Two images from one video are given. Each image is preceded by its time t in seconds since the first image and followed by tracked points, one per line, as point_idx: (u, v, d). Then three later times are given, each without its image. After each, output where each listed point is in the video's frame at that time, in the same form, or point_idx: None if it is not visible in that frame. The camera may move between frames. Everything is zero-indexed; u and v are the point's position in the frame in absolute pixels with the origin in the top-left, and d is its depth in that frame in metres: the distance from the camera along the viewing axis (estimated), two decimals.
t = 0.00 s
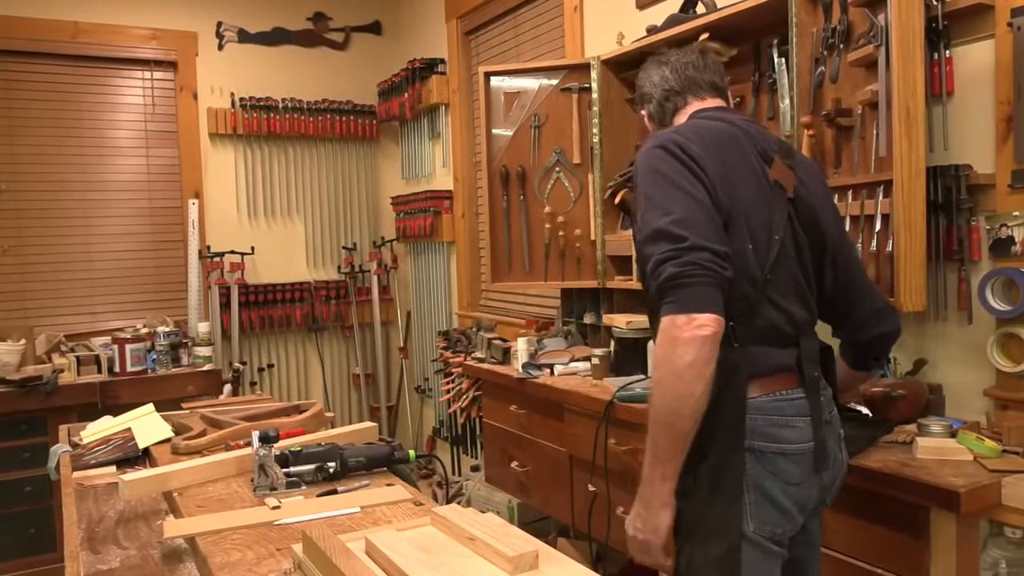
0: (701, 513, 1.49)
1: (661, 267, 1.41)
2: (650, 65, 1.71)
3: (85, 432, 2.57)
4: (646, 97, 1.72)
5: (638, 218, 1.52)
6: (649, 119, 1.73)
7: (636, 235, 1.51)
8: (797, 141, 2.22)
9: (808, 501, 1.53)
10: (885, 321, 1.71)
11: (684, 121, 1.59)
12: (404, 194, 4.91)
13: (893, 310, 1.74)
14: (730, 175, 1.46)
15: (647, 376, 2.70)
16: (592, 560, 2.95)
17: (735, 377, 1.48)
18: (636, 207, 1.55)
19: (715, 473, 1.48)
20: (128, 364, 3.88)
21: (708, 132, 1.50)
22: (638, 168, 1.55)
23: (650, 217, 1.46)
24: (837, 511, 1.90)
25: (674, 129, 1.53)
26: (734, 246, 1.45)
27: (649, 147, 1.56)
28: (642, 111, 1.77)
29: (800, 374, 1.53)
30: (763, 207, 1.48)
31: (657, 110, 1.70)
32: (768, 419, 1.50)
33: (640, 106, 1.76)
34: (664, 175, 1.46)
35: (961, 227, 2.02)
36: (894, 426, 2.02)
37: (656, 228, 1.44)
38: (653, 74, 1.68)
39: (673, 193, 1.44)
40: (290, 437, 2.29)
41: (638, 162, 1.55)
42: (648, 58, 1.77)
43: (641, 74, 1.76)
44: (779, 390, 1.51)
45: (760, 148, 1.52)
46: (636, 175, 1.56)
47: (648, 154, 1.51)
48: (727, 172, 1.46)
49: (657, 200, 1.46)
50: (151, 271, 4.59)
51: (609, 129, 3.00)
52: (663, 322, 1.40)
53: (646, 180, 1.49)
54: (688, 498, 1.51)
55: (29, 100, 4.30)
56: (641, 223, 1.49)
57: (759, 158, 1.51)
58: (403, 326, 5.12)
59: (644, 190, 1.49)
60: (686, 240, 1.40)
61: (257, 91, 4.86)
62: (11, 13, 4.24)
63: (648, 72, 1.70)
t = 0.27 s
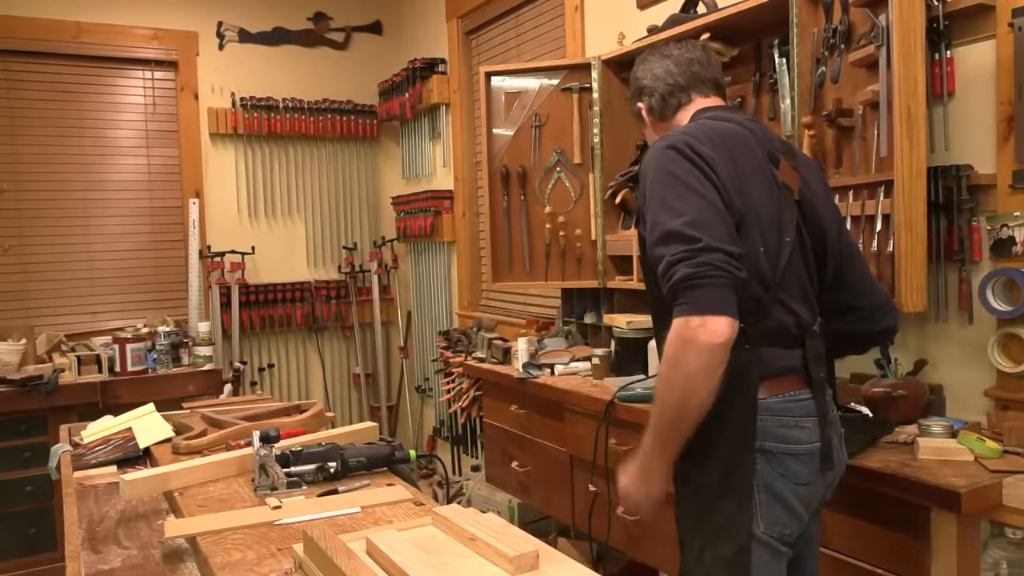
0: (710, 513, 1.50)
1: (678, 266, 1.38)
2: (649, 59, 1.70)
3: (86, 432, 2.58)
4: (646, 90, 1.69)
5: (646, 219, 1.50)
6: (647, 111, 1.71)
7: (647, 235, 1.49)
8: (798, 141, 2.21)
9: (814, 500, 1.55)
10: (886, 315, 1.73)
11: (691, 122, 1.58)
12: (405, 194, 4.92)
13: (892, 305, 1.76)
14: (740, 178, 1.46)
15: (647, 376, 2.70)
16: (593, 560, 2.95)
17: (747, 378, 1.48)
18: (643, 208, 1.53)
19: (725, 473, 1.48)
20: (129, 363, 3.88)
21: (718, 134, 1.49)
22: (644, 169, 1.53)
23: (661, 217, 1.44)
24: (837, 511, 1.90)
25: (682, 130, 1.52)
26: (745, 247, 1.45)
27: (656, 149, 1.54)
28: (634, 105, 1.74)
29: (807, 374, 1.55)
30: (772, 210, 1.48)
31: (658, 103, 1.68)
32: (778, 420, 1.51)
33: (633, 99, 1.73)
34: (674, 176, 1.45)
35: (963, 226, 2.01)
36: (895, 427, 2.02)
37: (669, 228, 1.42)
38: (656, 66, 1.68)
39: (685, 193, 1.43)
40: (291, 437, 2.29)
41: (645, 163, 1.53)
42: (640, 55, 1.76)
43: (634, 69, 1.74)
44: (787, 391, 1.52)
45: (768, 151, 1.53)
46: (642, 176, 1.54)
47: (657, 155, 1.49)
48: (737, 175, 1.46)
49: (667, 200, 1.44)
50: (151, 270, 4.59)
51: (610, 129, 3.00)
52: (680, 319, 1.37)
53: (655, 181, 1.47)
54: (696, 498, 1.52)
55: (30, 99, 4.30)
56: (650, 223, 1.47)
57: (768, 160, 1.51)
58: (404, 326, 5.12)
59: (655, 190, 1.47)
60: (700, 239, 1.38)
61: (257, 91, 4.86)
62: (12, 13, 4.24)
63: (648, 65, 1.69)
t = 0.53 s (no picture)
0: (731, 515, 1.51)
1: (673, 287, 1.41)
2: (665, 41, 1.67)
3: (86, 432, 2.58)
4: (670, 65, 1.63)
5: (663, 220, 1.49)
6: (664, 87, 1.64)
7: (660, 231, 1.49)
8: (798, 142, 2.21)
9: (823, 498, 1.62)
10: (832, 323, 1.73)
11: (720, 117, 1.54)
12: (405, 194, 4.92)
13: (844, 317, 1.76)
14: (766, 192, 1.46)
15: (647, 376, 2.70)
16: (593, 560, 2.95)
17: (770, 381, 1.50)
18: (660, 206, 1.52)
19: (746, 474, 1.51)
20: (129, 363, 3.88)
21: (750, 143, 1.47)
22: (668, 166, 1.50)
23: (674, 228, 1.43)
24: (838, 511, 1.90)
25: (711, 129, 1.49)
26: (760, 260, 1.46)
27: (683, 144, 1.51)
28: (643, 81, 1.65)
29: (819, 378, 1.59)
30: (792, 225, 1.49)
31: (678, 82, 1.63)
32: (799, 423, 1.56)
33: (645, 75, 1.65)
34: (696, 184, 1.43)
35: (963, 227, 2.01)
36: (895, 427, 2.02)
37: (678, 243, 1.42)
38: (682, 47, 1.64)
39: (700, 207, 1.42)
40: (291, 437, 2.29)
41: (670, 159, 1.50)
42: (641, 43, 1.72)
43: (642, 52, 1.69)
44: (805, 394, 1.57)
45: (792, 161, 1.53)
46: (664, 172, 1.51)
47: (682, 156, 1.46)
48: (764, 189, 1.45)
49: (684, 210, 1.43)
50: (152, 271, 4.59)
51: (611, 130, 3.00)
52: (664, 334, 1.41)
53: (677, 183, 1.45)
54: (716, 500, 1.53)
55: (30, 100, 4.30)
56: (665, 229, 1.46)
57: (791, 171, 1.52)
58: (404, 326, 5.12)
59: (677, 189, 1.45)
60: (705, 263, 1.39)
61: (257, 91, 4.86)
62: (13, 13, 4.24)
63: (670, 46, 1.65)
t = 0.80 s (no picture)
0: (764, 524, 1.47)
1: (739, 291, 1.33)
2: (672, 26, 1.55)
3: (86, 431, 2.58)
4: (684, 50, 1.51)
5: (714, 220, 1.41)
6: (684, 70, 1.50)
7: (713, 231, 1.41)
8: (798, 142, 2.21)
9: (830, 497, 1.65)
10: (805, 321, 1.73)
11: (747, 115, 1.49)
12: (405, 194, 4.92)
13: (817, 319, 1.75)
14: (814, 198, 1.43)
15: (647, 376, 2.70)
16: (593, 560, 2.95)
17: (805, 388, 1.48)
18: (705, 204, 1.44)
19: (779, 482, 1.47)
20: (129, 363, 3.88)
21: (801, 145, 1.43)
22: (713, 163, 1.43)
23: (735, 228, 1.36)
24: (838, 511, 1.90)
25: (755, 125, 1.43)
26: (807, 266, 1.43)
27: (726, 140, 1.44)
28: (659, 62, 1.50)
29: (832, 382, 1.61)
30: (826, 232, 1.48)
31: (697, 68, 1.52)
32: (823, 427, 1.58)
33: (662, 56, 1.51)
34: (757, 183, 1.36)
35: (963, 227, 2.01)
36: (895, 426, 2.02)
37: (741, 245, 1.35)
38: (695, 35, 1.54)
39: (761, 207, 1.35)
40: (291, 437, 2.29)
41: (717, 155, 1.42)
42: (640, 26, 1.58)
43: (649, 33, 1.54)
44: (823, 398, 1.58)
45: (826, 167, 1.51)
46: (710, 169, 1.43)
47: (736, 152, 1.39)
48: (813, 195, 1.42)
49: (746, 210, 1.36)
50: (152, 270, 4.59)
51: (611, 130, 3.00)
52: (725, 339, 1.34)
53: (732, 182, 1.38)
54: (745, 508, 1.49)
55: (30, 99, 4.30)
56: (719, 230, 1.39)
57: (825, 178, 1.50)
58: (404, 326, 5.12)
59: (738, 187, 1.37)
60: (774, 268, 1.33)
61: (257, 91, 4.86)
62: (13, 12, 4.24)
63: (683, 31, 1.54)
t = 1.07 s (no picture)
0: (794, 547, 1.32)
1: (801, 309, 1.15)
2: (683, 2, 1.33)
3: (86, 431, 2.58)
4: (705, 34, 1.29)
5: (762, 226, 1.21)
6: (705, 57, 1.29)
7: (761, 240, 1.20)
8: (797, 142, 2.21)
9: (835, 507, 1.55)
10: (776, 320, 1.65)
11: (773, 113, 1.32)
12: (405, 194, 4.92)
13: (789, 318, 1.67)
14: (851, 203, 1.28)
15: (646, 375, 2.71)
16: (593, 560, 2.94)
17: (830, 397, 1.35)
18: (750, 207, 1.23)
19: (808, 502, 1.33)
20: (129, 363, 3.88)
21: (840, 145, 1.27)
22: (760, 161, 1.23)
23: (794, 236, 1.16)
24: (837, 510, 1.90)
25: (796, 125, 1.26)
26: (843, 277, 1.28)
27: (768, 137, 1.25)
28: (678, 45, 1.27)
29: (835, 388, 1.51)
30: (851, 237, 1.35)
31: (716, 55, 1.31)
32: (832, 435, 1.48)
33: (681, 38, 1.28)
34: (818, 186, 1.17)
35: (962, 227, 2.02)
36: (894, 426, 2.03)
37: (802, 256, 1.16)
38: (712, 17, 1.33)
39: (821, 215, 1.17)
40: (290, 437, 2.29)
41: (765, 153, 1.23)
42: None
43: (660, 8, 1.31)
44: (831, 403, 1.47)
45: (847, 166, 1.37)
46: (755, 167, 1.23)
47: (788, 151, 1.20)
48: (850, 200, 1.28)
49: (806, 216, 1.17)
50: (151, 270, 4.59)
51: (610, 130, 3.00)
52: (785, 361, 1.16)
53: (788, 184, 1.18)
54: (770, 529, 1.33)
55: (29, 100, 4.30)
56: (772, 237, 1.18)
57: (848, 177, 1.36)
58: (403, 326, 5.11)
59: (794, 193, 1.18)
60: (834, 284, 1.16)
61: (257, 91, 4.86)
62: (13, 13, 4.24)
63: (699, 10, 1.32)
